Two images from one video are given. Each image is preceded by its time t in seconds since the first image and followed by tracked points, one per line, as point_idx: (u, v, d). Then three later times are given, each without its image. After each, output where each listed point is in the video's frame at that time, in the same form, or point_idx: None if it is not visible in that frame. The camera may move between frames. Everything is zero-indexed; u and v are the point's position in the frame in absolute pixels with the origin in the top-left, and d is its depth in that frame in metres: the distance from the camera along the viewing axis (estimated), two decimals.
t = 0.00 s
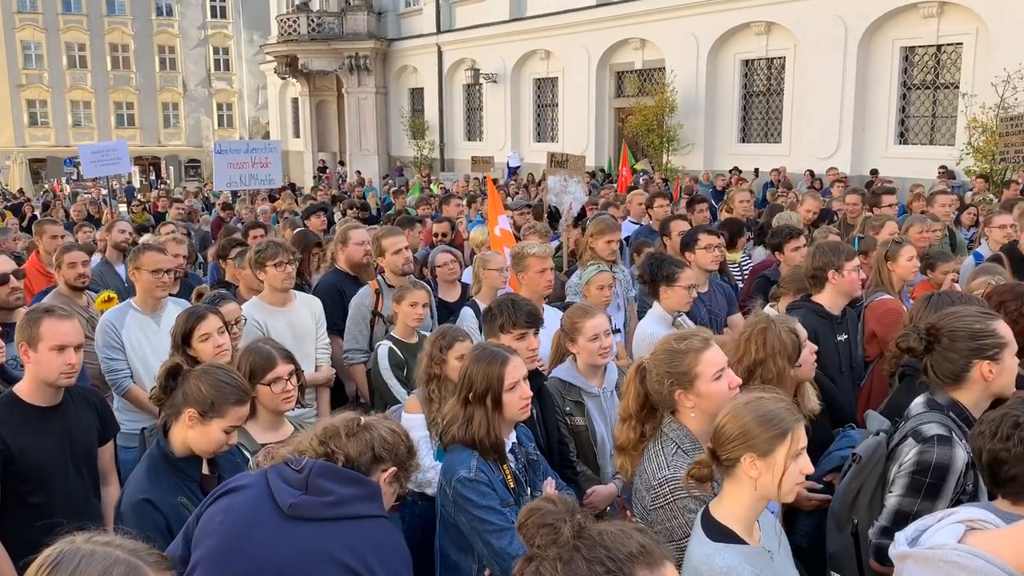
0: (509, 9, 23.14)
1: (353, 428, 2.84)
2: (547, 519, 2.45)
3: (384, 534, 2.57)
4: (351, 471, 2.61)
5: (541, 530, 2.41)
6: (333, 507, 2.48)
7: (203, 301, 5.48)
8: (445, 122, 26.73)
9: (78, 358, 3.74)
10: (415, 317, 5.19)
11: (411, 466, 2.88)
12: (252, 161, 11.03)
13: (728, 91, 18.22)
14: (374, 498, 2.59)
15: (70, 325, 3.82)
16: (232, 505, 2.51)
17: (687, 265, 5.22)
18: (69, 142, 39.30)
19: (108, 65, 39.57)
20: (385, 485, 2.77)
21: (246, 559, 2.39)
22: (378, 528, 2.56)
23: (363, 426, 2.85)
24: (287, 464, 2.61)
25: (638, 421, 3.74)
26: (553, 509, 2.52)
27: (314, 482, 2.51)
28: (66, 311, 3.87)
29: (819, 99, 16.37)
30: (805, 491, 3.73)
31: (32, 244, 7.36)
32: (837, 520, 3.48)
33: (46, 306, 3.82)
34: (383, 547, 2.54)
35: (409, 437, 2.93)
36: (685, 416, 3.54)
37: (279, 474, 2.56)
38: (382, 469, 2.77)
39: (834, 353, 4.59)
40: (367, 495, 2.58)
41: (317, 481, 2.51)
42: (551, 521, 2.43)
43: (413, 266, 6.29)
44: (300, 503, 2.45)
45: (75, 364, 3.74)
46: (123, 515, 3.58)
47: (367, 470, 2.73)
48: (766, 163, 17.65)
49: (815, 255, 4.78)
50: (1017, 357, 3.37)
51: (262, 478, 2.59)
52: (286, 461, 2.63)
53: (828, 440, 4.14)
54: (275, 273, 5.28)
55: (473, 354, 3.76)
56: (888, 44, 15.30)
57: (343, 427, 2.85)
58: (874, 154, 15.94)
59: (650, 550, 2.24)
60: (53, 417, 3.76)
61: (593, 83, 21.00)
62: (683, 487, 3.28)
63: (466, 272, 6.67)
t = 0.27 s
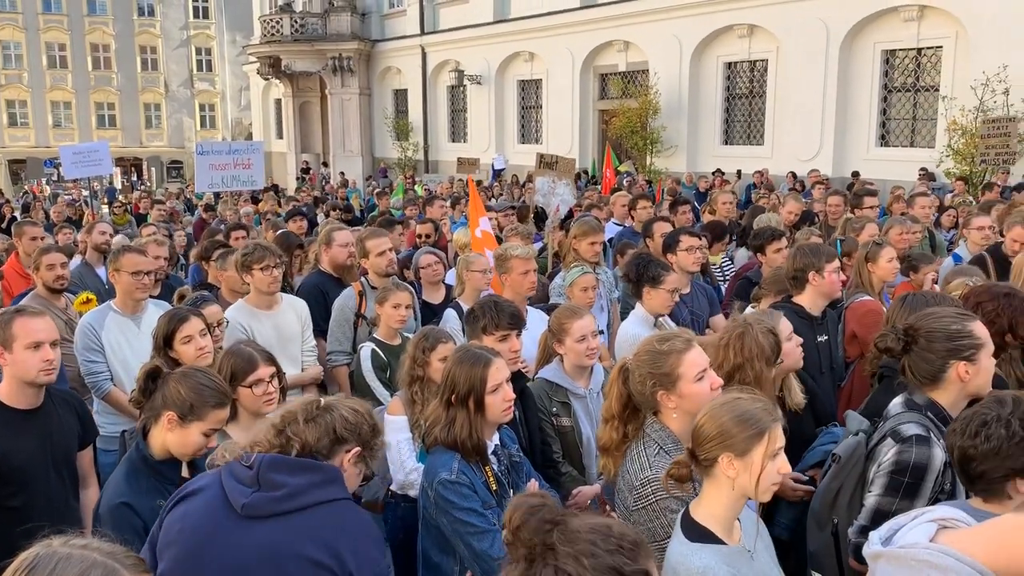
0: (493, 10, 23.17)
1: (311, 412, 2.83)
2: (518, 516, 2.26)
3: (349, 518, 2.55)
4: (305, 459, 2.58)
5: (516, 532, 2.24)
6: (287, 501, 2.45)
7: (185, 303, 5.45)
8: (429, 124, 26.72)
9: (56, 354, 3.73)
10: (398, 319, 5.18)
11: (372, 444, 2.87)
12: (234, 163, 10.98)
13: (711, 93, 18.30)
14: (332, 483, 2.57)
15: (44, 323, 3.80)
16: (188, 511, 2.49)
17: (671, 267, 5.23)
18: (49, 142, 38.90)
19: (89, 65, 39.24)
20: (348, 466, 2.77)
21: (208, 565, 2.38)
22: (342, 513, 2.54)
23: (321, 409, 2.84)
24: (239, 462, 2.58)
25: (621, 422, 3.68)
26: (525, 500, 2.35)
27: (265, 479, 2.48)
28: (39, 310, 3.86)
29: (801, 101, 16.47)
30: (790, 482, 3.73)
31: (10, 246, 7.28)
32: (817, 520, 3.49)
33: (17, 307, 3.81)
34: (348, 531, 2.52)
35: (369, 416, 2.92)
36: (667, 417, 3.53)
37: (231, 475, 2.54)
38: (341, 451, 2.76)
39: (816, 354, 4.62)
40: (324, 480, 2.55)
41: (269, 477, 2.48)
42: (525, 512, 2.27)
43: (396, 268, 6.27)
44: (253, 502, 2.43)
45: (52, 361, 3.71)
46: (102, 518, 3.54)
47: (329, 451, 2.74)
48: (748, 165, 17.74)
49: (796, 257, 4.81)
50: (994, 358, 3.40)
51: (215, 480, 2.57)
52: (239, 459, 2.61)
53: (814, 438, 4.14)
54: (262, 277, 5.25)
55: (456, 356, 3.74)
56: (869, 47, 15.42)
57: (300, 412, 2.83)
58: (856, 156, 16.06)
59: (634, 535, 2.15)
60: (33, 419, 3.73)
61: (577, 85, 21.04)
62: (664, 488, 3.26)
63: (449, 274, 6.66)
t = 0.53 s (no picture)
0: (477, 11, 23.19)
1: (221, 388, 2.56)
2: (500, 515, 2.33)
3: (288, 501, 2.40)
4: (221, 456, 2.42)
5: (503, 530, 2.31)
6: (210, 510, 2.34)
7: (165, 305, 5.41)
8: (413, 125, 26.68)
9: (32, 355, 3.68)
10: (381, 320, 5.16)
11: (301, 409, 2.63)
12: (217, 163, 10.91)
13: (694, 94, 18.38)
14: (259, 472, 2.41)
15: (18, 325, 3.74)
16: (125, 534, 2.45)
17: (655, 268, 5.24)
18: (30, 143, 38.52)
19: (69, 65, 38.91)
20: (278, 437, 2.55)
21: None
22: (280, 499, 2.39)
23: (232, 383, 2.58)
24: (158, 474, 2.49)
25: (602, 421, 3.66)
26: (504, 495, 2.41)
27: (185, 491, 2.38)
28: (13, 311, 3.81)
29: (783, 102, 16.56)
30: (772, 475, 3.75)
31: None
32: (797, 518, 3.51)
33: None
34: (289, 516, 2.38)
35: (294, 379, 2.67)
36: (648, 417, 3.49)
37: (155, 490, 2.46)
38: (265, 421, 2.53)
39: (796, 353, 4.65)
40: (244, 475, 2.39)
41: (188, 487, 2.38)
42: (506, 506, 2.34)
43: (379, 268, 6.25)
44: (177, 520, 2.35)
45: (28, 361, 3.67)
46: (78, 520, 3.51)
47: (251, 427, 2.50)
48: (730, 167, 17.82)
49: (776, 257, 4.83)
50: (970, 357, 3.43)
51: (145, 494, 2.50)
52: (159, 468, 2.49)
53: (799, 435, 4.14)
54: (249, 276, 5.20)
55: (438, 356, 3.68)
56: (850, 49, 15.54)
57: (209, 390, 2.57)
58: (838, 158, 16.16)
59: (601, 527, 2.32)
60: (9, 421, 3.69)
61: (561, 86, 21.09)
62: (644, 487, 3.22)
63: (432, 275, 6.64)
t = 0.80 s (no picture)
0: (463, 13, 23.19)
1: (121, 415, 2.55)
2: (486, 508, 2.39)
3: (228, 515, 2.38)
4: (144, 485, 2.40)
5: (488, 523, 2.35)
6: (149, 543, 2.33)
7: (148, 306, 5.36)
8: (399, 126, 26.63)
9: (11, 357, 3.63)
10: (365, 321, 5.15)
11: (216, 404, 2.58)
12: (202, 164, 10.86)
13: (678, 96, 18.45)
14: (195, 492, 2.38)
15: None
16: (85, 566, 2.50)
17: (641, 269, 5.25)
18: (11, 144, 38.15)
19: (51, 65, 38.59)
20: (203, 439, 2.54)
21: None
22: (220, 514, 2.37)
23: (132, 405, 2.57)
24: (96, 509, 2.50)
25: (586, 421, 3.64)
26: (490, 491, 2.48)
27: (122, 525, 2.39)
28: None
29: (768, 104, 16.64)
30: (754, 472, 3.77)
31: None
32: (780, 517, 3.53)
33: None
34: (231, 529, 2.36)
35: (199, 374, 2.62)
36: (631, 417, 3.48)
37: (99, 525, 2.47)
38: (180, 432, 2.51)
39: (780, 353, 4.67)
40: (174, 499, 2.36)
41: (125, 522, 2.38)
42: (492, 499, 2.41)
43: (364, 269, 6.23)
44: (120, 554, 2.36)
45: (7, 363, 3.62)
46: (58, 523, 3.48)
47: (172, 442, 2.51)
48: (714, 168, 17.89)
49: (759, 257, 4.85)
50: (952, 358, 3.45)
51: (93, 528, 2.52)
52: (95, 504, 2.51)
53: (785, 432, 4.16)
54: (235, 278, 5.16)
55: (422, 356, 3.65)
56: (833, 51, 15.65)
57: (110, 420, 2.56)
58: (821, 159, 16.26)
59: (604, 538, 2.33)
60: None
61: (546, 87, 21.12)
62: (628, 487, 3.21)
63: (417, 276, 6.63)
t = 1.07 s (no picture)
0: (449, 14, 23.19)
1: (66, 442, 2.48)
2: (474, 501, 2.34)
3: (197, 520, 2.43)
4: (107, 500, 2.43)
5: (477, 515, 2.32)
6: (119, 553, 2.38)
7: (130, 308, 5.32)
8: (385, 127, 26.60)
9: None
10: (350, 322, 5.12)
11: (166, 410, 2.58)
12: (185, 166, 10.81)
13: (664, 97, 18.51)
14: (164, 497, 2.43)
15: None
16: None
17: (628, 269, 5.22)
18: None
19: (34, 65, 38.29)
20: (162, 449, 2.56)
21: None
22: (190, 519, 2.43)
23: (78, 430, 2.51)
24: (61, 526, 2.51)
25: (570, 422, 3.61)
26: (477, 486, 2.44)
27: (91, 538, 2.42)
28: None
29: (753, 105, 16.71)
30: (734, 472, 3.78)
31: None
32: (762, 516, 3.53)
33: None
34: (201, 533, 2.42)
35: (141, 384, 2.58)
36: (614, 417, 3.47)
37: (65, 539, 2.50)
38: (136, 448, 2.50)
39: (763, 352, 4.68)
40: (143, 508, 2.41)
41: (93, 535, 2.41)
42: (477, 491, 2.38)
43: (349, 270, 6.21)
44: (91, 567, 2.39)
45: None
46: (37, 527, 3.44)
47: (130, 459, 2.50)
48: (700, 169, 17.95)
49: (742, 258, 4.86)
50: (934, 358, 3.47)
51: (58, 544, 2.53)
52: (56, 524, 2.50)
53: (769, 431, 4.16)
54: (218, 279, 5.13)
55: (405, 357, 3.63)
56: (818, 53, 15.75)
57: (54, 452, 2.48)
58: (806, 161, 16.34)
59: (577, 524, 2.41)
60: None
61: (532, 88, 21.15)
62: (610, 487, 3.21)
63: (403, 277, 6.60)
